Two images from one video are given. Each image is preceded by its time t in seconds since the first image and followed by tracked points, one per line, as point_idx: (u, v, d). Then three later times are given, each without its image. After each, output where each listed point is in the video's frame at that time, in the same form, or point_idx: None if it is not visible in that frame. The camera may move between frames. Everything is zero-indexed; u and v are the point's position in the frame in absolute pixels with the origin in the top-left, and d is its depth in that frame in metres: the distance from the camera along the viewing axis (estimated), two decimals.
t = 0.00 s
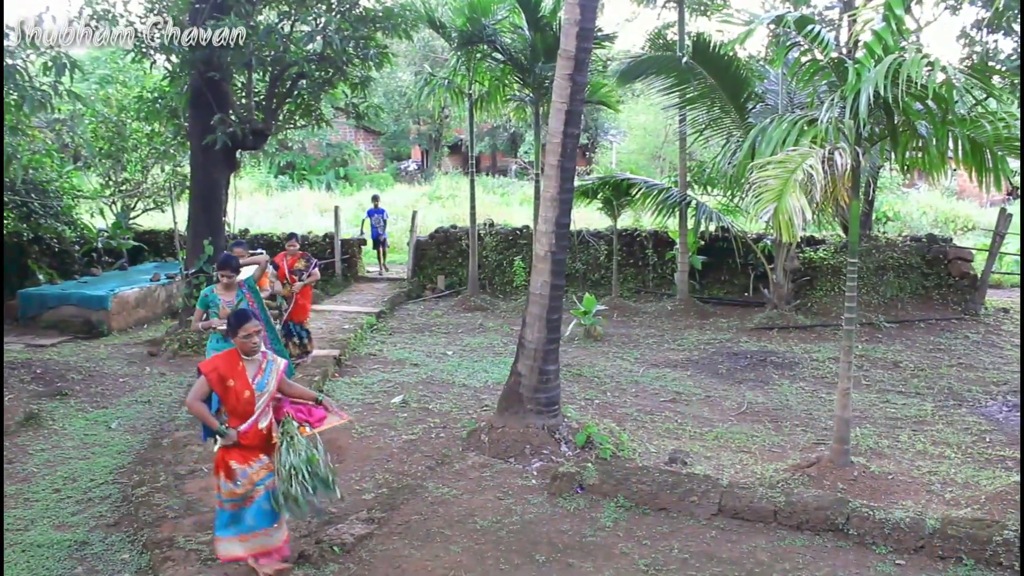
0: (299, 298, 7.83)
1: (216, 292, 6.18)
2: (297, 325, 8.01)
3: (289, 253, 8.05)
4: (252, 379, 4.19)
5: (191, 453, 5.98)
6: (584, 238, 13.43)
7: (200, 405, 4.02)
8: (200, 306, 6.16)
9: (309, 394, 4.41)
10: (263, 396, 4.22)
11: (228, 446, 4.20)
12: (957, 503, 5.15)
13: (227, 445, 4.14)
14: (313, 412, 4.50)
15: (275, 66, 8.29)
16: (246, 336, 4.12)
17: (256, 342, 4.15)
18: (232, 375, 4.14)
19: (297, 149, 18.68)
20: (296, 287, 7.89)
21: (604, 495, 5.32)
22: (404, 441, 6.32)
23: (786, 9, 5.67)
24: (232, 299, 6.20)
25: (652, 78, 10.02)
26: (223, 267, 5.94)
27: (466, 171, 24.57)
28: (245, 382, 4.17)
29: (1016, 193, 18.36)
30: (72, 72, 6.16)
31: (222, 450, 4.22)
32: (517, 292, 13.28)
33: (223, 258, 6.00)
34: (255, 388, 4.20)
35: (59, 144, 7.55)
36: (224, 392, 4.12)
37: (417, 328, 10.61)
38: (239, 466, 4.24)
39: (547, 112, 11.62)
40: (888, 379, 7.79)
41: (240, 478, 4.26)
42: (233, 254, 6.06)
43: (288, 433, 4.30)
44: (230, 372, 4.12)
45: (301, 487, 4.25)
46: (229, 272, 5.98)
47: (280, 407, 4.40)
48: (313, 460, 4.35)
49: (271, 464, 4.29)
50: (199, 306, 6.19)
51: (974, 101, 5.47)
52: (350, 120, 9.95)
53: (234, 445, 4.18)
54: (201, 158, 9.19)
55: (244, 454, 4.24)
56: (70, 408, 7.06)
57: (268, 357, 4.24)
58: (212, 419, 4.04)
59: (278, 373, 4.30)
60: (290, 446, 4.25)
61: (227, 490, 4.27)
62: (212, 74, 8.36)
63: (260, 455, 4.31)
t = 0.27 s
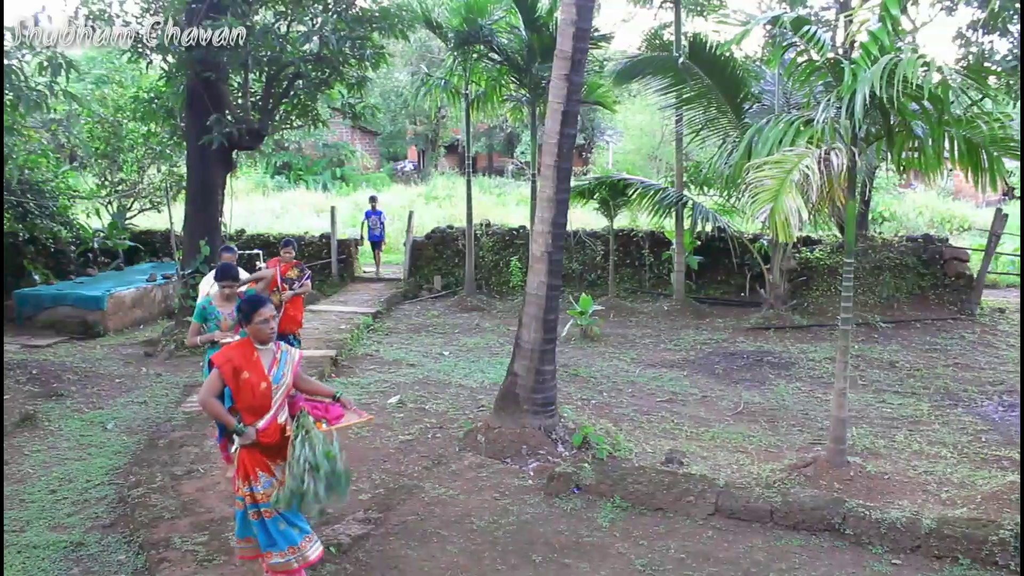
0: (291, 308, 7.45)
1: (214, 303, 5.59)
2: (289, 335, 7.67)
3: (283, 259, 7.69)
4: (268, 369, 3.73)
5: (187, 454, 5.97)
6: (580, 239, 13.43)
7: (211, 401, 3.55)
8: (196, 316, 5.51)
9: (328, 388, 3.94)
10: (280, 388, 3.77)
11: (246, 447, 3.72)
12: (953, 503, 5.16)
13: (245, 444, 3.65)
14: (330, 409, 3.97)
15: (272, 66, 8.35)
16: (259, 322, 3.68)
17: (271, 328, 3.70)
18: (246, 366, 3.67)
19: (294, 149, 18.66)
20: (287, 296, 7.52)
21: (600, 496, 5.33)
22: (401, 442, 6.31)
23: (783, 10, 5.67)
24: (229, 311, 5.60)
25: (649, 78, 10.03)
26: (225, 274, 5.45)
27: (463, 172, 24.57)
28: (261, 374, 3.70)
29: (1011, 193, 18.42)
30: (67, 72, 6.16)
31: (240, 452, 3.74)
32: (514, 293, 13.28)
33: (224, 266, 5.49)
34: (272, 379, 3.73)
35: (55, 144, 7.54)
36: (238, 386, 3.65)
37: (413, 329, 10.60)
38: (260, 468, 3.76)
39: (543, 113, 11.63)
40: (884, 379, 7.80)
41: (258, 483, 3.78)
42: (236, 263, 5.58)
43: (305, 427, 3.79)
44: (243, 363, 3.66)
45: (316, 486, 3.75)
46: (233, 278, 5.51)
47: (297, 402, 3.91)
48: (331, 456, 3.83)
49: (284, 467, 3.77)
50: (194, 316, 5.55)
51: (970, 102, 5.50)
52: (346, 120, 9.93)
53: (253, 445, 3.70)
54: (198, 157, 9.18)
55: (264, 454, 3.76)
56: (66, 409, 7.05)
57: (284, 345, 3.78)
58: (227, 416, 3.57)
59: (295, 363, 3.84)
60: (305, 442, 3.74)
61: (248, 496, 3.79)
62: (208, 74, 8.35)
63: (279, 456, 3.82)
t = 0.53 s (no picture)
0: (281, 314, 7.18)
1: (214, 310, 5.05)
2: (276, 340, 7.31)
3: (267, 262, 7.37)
4: (284, 362, 3.66)
5: (179, 455, 5.95)
6: (573, 239, 13.44)
7: (227, 398, 3.49)
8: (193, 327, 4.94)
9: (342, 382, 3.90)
10: (296, 380, 3.69)
11: (262, 445, 3.65)
12: (944, 502, 5.18)
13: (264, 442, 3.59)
14: (349, 403, 4.04)
15: (263, 66, 8.35)
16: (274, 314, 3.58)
17: (285, 320, 3.60)
18: (261, 361, 3.58)
19: (286, 149, 18.63)
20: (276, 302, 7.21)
21: (593, 496, 5.33)
22: (393, 442, 6.31)
23: (774, 10, 5.67)
24: (233, 316, 5.11)
25: (641, 78, 10.03)
26: (223, 274, 5.04)
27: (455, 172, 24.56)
28: (276, 367, 3.62)
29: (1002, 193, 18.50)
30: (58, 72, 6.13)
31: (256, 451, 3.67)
32: (507, 293, 13.29)
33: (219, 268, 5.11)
34: (288, 372, 3.65)
35: (46, 143, 7.47)
36: (254, 382, 3.56)
37: (406, 329, 10.59)
38: (273, 467, 3.69)
39: (535, 113, 11.63)
40: (876, 378, 7.82)
41: (270, 482, 3.70)
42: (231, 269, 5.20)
43: (326, 417, 3.72)
44: (256, 356, 3.57)
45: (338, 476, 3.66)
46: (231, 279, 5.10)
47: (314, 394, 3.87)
48: (353, 446, 3.74)
49: (300, 463, 3.69)
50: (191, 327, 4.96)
51: (960, 102, 5.49)
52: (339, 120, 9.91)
53: (271, 442, 3.64)
54: (189, 157, 9.17)
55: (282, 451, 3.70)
56: (57, 410, 7.02)
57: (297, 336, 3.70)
58: (242, 414, 3.50)
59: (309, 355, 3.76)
60: (326, 429, 3.65)
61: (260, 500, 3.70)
62: (199, 74, 8.34)
63: (295, 452, 3.75)
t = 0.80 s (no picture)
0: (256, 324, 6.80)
1: (215, 323, 4.53)
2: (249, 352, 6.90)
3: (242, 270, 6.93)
4: (331, 386, 3.47)
5: (162, 457, 5.92)
6: (558, 238, 13.44)
7: (279, 425, 3.28)
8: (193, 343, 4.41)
9: (394, 400, 3.71)
10: (347, 404, 3.49)
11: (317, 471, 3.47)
12: (926, 499, 5.20)
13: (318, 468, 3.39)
14: (402, 420, 3.73)
15: (247, 65, 8.32)
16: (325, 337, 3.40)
17: (343, 346, 3.43)
18: (310, 385, 3.38)
19: (270, 149, 18.56)
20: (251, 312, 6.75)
21: (578, 495, 5.34)
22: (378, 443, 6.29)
23: (757, 10, 5.67)
24: (234, 327, 4.60)
25: (625, 78, 10.05)
26: (225, 283, 4.44)
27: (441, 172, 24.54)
28: (327, 391, 3.43)
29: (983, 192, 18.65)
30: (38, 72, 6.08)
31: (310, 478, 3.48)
32: (491, 293, 13.29)
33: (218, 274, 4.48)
34: (339, 396, 3.46)
35: (27, 143, 7.43)
36: (305, 407, 3.37)
37: (390, 329, 10.57)
38: (329, 492, 3.51)
39: (519, 113, 11.64)
40: (859, 377, 7.86)
41: (322, 508, 3.52)
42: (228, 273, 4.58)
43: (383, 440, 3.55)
44: (306, 381, 3.38)
45: (399, 504, 3.49)
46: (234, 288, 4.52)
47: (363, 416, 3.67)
48: (416, 472, 3.54)
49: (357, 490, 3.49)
50: (190, 343, 4.44)
51: (942, 103, 5.57)
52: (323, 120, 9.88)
53: (325, 468, 3.45)
54: (172, 157, 9.10)
55: (335, 477, 3.50)
56: (39, 412, 6.97)
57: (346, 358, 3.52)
58: (295, 440, 3.30)
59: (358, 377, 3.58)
60: (384, 454, 3.48)
61: (314, 527, 3.53)
62: (182, 74, 8.26)
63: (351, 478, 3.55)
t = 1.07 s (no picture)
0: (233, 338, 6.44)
1: (227, 328, 4.41)
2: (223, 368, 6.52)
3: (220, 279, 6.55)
4: (395, 399, 3.33)
5: (147, 458, 5.89)
6: (544, 238, 13.45)
7: (337, 437, 3.18)
8: (204, 348, 4.29)
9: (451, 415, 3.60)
10: (408, 418, 3.35)
11: (375, 487, 3.33)
12: (911, 496, 5.23)
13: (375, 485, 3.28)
14: (462, 437, 3.67)
15: (231, 65, 8.32)
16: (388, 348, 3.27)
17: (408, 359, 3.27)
18: (371, 398, 3.27)
19: (255, 149, 18.48)
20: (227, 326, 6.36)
21: (564, 494, 5.34)
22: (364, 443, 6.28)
23: (741, 10, 5.70)
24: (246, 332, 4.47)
25: (611, 78, 10.06)
26: (238, 286, 4.34)
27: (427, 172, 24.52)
28: (389, 405, 3.30)
29: (966, 191, 18.79)
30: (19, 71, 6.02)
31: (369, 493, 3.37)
32: (477, 293, 13.29)
33: (233, 276, 4.39)
34: (401, 410, 3.33)
35: (9, 144, 7.36)
36: (365, 419, 3.26)
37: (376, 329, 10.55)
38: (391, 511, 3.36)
39: (505, 112, 11.64)
40: (844, 375, 7.89)
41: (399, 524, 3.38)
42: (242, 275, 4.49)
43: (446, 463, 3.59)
44: (368, 393, 3.27)
45: (473, 530, 3.67)
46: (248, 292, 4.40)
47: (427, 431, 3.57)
48: (483, 497, 3.69)
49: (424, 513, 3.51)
50: (201, 348, 4.30)
51: (924, 103, 5.59)
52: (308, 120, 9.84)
53: (384, 485, 3.33)
54: (156, 157, 9.06)
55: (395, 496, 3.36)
56: (21, 414, 6.92)
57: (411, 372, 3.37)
58: (352, 454, 3.19)
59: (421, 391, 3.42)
60: (459, 482, 3.58)
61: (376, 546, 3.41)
62: (166, 73, 8.26)
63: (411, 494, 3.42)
